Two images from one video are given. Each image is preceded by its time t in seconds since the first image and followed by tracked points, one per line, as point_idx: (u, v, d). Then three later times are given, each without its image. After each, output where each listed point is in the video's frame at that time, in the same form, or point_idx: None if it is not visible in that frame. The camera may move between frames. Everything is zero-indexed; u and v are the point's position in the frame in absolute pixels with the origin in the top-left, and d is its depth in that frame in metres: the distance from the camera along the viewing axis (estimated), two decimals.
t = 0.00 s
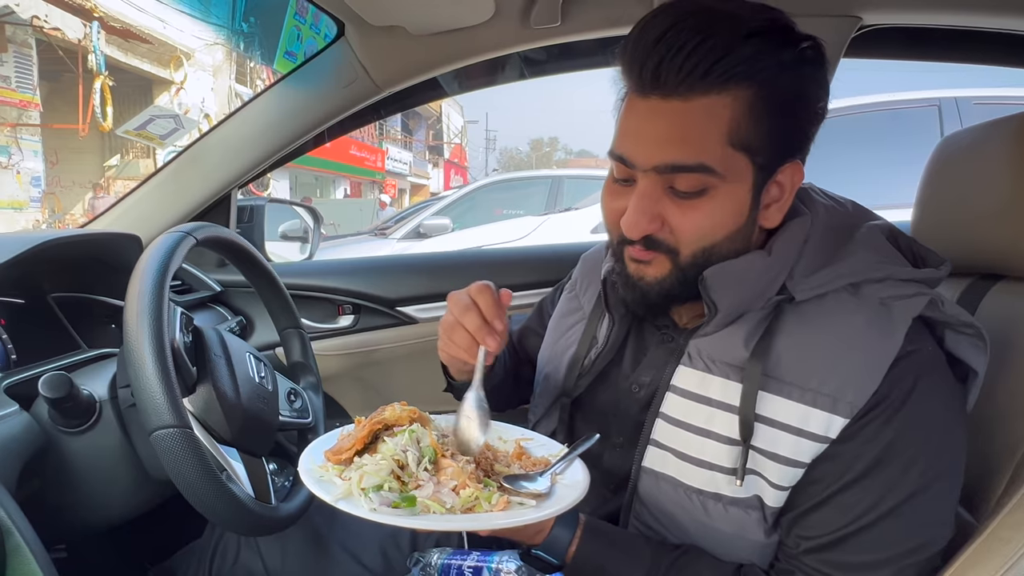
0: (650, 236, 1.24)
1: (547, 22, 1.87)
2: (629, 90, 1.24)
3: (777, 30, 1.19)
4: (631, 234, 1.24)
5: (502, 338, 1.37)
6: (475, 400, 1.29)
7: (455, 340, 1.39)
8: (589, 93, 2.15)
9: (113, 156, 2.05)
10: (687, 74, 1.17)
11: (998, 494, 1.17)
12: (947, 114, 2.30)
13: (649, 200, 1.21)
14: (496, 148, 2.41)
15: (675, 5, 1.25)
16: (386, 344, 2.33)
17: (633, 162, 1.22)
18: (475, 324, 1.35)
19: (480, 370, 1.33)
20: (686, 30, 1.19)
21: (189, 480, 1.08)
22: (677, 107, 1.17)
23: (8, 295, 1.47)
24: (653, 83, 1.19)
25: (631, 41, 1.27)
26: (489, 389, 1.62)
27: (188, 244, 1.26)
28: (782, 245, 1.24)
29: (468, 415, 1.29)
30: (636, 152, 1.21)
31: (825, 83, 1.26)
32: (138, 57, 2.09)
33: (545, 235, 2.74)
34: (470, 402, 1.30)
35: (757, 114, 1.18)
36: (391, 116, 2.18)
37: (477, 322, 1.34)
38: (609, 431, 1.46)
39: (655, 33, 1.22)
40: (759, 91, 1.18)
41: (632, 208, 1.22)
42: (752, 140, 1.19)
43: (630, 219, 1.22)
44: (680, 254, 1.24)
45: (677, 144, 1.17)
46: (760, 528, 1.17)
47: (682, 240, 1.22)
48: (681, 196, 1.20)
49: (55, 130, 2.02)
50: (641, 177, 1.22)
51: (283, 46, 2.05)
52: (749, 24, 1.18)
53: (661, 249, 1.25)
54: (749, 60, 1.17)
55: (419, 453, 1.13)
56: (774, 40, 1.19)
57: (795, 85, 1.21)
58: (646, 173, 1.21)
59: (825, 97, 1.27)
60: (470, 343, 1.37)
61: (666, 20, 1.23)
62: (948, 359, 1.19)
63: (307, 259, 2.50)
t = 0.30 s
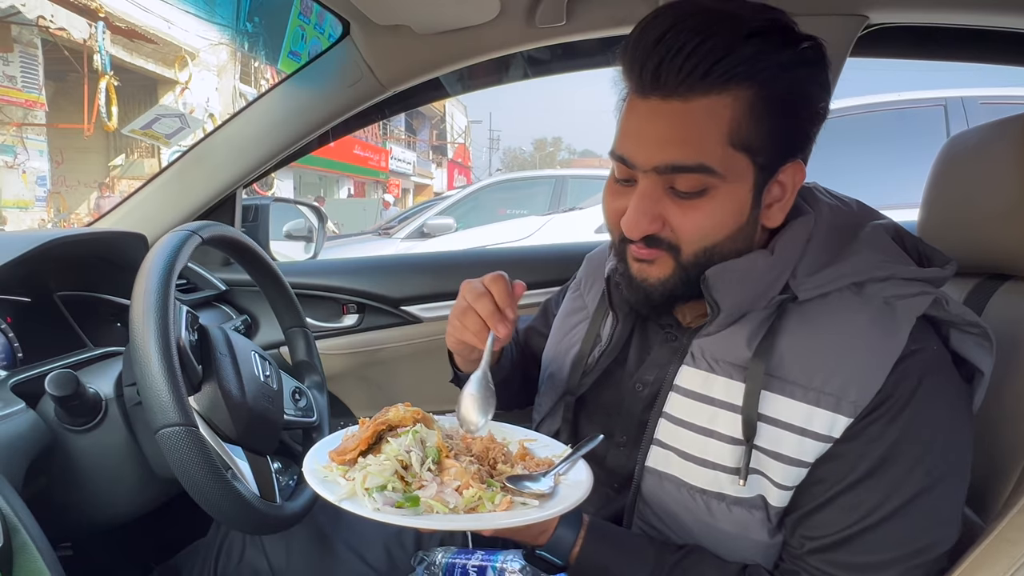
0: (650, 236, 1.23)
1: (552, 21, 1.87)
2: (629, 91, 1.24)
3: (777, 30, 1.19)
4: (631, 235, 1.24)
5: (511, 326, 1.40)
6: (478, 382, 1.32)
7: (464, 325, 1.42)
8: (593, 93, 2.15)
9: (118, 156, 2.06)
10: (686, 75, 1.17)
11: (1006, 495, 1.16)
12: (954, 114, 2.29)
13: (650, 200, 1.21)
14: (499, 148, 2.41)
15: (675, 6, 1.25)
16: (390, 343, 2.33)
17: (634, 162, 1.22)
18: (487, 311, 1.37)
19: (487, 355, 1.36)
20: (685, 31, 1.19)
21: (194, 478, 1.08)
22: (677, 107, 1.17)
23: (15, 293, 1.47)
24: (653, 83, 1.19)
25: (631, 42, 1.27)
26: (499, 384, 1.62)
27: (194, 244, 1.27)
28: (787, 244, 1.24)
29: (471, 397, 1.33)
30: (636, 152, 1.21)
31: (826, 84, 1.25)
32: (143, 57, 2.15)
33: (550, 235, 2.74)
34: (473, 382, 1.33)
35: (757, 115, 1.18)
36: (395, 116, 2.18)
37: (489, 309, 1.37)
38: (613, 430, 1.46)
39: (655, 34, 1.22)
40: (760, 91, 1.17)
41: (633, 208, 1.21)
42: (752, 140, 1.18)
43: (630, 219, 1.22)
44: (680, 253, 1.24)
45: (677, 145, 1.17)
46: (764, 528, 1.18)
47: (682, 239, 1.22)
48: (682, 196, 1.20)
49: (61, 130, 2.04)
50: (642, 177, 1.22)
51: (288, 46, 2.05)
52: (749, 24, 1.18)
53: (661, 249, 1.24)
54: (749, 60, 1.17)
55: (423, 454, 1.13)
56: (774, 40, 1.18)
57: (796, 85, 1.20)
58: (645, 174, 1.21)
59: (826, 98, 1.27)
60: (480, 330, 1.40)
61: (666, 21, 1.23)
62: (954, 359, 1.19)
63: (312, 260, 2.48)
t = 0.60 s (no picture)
0: (649, 232, 1.23)
1: (555, 19, 1.87)
2: (630, 88, 1.23)
3: (780, 27, 1.18)
4: (630, 232, 1.23)
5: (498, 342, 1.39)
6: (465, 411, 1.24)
7: (449, 339, 1.41)
8: (596, 91, 2.14)
9: (121, 155, 2.03)
10: (687, 70, 1.16)
11: (1011, 497, 1.15)
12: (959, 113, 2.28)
13: (649, 197, 1.20)
14: (502, 147, 2.41)
15: (676, 4, 1.25)
16: (392, 342, 2.33)
17: (633, 158, 1.21)
18: (472, 332, 1.35)
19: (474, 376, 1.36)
20: (686, 27, 1.19)
21: (195, 476, 1.07)
22: (677, 103, 1.17)
23: (18, 291, 1.48)
24: (653, 80, 1.18)
25: (632, 39, 1.27)
26: (490, 380, 1.61)
27: (196, 242, 1.26)
28: (791, 245, 1.23)
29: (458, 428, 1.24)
30: (636, 149, 1.21)
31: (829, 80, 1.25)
32: (146, 57, 2.13)
33: (553, 234, 2.74)
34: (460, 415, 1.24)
35: (758, 111, 1.17)
36: (398, 115, 2.18)
37: (474, 330, 1.34)
38: (616, 432, 1.45)
39: (655, 30, 1.22)
40: (762, 88, 1.17)
41: (632, 205, 1.21)
42: (753, 137, 1.18)
43: (629, 216, 1.21)
44: (679, 251, 1.23)
45: (677, 141, 1.16)
46: (769, 530, 1.17)
47: (681, 236, 1.22)
48: (682, 193, 1.19)
49: (65, 129, 2.03)
50: (641, 173, 1.21)
51: (290, 45, 2.04)
52: (750, 20, 1.17)
53: (660, 245, 1.24)
54: (749, 55, 1.16)
55: (423, 456, 1.12)
56: (775, 36, 1.18)
57: (797, 81, 1.19)
58: (645, 170, 1.20)
59: (829, 95, 1.26)
60: (465, 346, 1.39)
61: (667, 17, 1.23)
62: (962, 360, 1.18)
63: (314, 258, 2.48)
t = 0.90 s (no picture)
0: (662, 234, 1.22)
1: (562, 16, 1.87)
2: (641, 87, 1.23)
3: (793, 25, 1.18)
4: (641, 234, 1.23)
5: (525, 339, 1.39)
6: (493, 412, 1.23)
7: (478, 335, 1.41)
8: (601, 89, 2.14)
9: (126, 152, 2.08)
10: (701, 70, 1.15)
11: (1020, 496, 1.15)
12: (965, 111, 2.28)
13: (660, 198, 1.20)
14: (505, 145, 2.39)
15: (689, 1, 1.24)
16: (397, 340, 2.33)
17: (644, 159, 1.21)
18: (505, 332, 1.34)
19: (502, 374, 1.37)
20: (700, 25, 1.18)
21: (204, 474, 1.08)
22: (690, 103, 1.16)
23: (25, 288, 1.48)
24: (665, 79, 1.18)
25: (643, 36, 1.26)
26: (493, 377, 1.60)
27: (204, 239, 1.26)
28: (801, 243, 1.23)
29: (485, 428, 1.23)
30: (647, 149, 1.20)
31: (841, 79, 1.25)
32: (150, 54, 2.13)
33: (557, 231, 2.74)
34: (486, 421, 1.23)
35: (771, 111, 1.17)
36: (402, 112, 2.18)
37: (507, 330, 1.34)
38: (623, 431, 1.45)
39: (668, 28, 1.21)
40: (775, 87, 1.17)
41: (643, 206, 1.21)
42: (765, 137, 1.18)
43: (640, 217, 1.21)
44: (693, 253, 1.23)
45: (689, 142, 1.16)
46: (776, 529, 1.17)
47: (694, 238, 1.22)
48: (693, 194, 1.19)
49: (70, 126, 2.11)
50: (652, 174, 1.21)
51: (294, 43, 2.06)
52: (766, 19, 1.16)
53: (671, 246, 1.24)
54: (764, 55, 1.16)
55: (432, 450, 1.13)
56: (789, 36, 1.17)
57: (810, 81, 1.19)
58: (656, 172, 1.20)
59: (841, 93, 1.26)
60: (493, 344, 1.39)
61: (678, 16, 1.22)
62: (972, 360, 1.17)
63: (319, 255, 2.48)
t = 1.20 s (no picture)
0: (666, 240, 1.22)
1: (565, 14, 1.86)
2: (646, 90, 1.22)
3: (802, 28, 1.17)
4: (646, 238, 1.23)
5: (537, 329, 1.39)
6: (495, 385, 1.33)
7: (489, 321, 1.39)
8: (604, 87, 2.13)
9: (129, 151, 2.08)
10: (708, 73, 1.15)
11: None
12: (970, 109, 2.27)
13: (666, 203, 1.19)
14: (508, 144, 2.39)
15: (696, 4, 1.23)
16: (400, 339, 2.33)
17: (649, 163, 1.20)
18: (517, 316, 1.34)
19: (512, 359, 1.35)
20: (707, 28, 1.17)
21: (206, 475, 1.07)
22: (696, 108, 1.16)
23: (28, 286, 1.47)
24: (672, 83, 1.17)
25: (649, 38, 1.26)
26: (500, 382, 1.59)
27: (206, 239, 1.26)
28: (806, 242, 1.23)
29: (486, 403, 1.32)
30: (653, 153, 1.19)
31: (850, 81, 1.24)
32: (154, 52, 2.16)
33: (560, 230, 2.73)
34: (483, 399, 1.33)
35: (778, 115, 1.17)
36: (404, 111, 2.17)
37: (519, 314, 1.34)
38: (626, 431, 1.45)
39: (674, 32, 1.21)
40: (782, 91, 1.16)
41: (648, 211, 1.20)
42: (772, 142, 1.17)
43: (645, 221, 1.21)
44: (698, 259, 1.23)
45: (695, 146, 1.16)
46: (778, 530, 1.17)
47: (699, 243, 1.21)
48: (699, 199, 1.19)
49: (72, 124, 2.13)
50: (658, 178, 1.20)
51: (297, 41, 2.05)
52: (774, 23, 1.16)
53: (676, 251, 1.23)
54: (772, 60, 1.15)
55: (432, 456, 1.12)
56: (798, 40, 1.16)
57: (819, 84, 1.18)
58: (662, 176, 1.19)
59: (850, 95, 1.25)
60: (505, 328, 1.37)
61: (685, 18, 1.21)
62: (976, 360, 1.17)
63: (321, 254, 2.48)
